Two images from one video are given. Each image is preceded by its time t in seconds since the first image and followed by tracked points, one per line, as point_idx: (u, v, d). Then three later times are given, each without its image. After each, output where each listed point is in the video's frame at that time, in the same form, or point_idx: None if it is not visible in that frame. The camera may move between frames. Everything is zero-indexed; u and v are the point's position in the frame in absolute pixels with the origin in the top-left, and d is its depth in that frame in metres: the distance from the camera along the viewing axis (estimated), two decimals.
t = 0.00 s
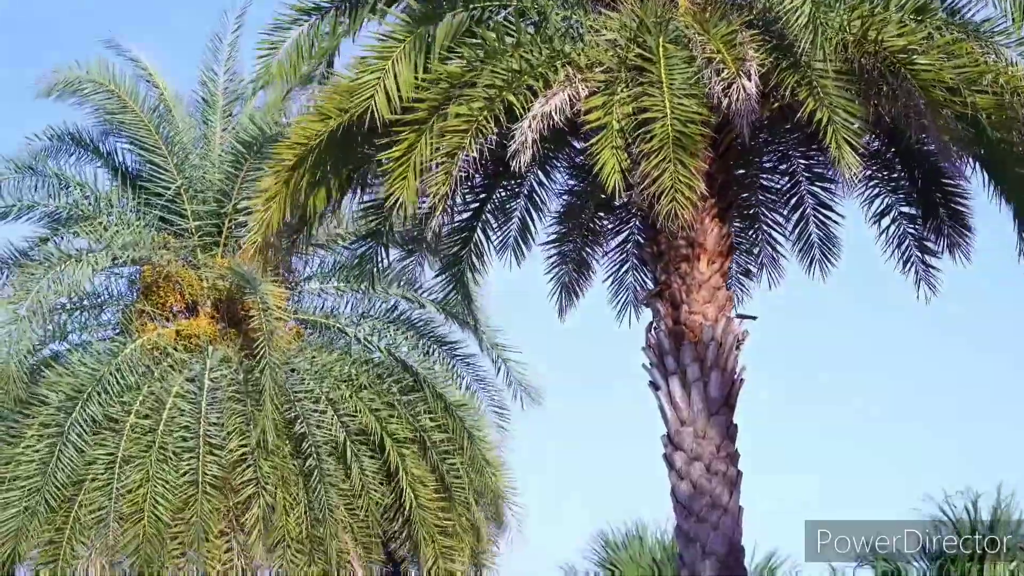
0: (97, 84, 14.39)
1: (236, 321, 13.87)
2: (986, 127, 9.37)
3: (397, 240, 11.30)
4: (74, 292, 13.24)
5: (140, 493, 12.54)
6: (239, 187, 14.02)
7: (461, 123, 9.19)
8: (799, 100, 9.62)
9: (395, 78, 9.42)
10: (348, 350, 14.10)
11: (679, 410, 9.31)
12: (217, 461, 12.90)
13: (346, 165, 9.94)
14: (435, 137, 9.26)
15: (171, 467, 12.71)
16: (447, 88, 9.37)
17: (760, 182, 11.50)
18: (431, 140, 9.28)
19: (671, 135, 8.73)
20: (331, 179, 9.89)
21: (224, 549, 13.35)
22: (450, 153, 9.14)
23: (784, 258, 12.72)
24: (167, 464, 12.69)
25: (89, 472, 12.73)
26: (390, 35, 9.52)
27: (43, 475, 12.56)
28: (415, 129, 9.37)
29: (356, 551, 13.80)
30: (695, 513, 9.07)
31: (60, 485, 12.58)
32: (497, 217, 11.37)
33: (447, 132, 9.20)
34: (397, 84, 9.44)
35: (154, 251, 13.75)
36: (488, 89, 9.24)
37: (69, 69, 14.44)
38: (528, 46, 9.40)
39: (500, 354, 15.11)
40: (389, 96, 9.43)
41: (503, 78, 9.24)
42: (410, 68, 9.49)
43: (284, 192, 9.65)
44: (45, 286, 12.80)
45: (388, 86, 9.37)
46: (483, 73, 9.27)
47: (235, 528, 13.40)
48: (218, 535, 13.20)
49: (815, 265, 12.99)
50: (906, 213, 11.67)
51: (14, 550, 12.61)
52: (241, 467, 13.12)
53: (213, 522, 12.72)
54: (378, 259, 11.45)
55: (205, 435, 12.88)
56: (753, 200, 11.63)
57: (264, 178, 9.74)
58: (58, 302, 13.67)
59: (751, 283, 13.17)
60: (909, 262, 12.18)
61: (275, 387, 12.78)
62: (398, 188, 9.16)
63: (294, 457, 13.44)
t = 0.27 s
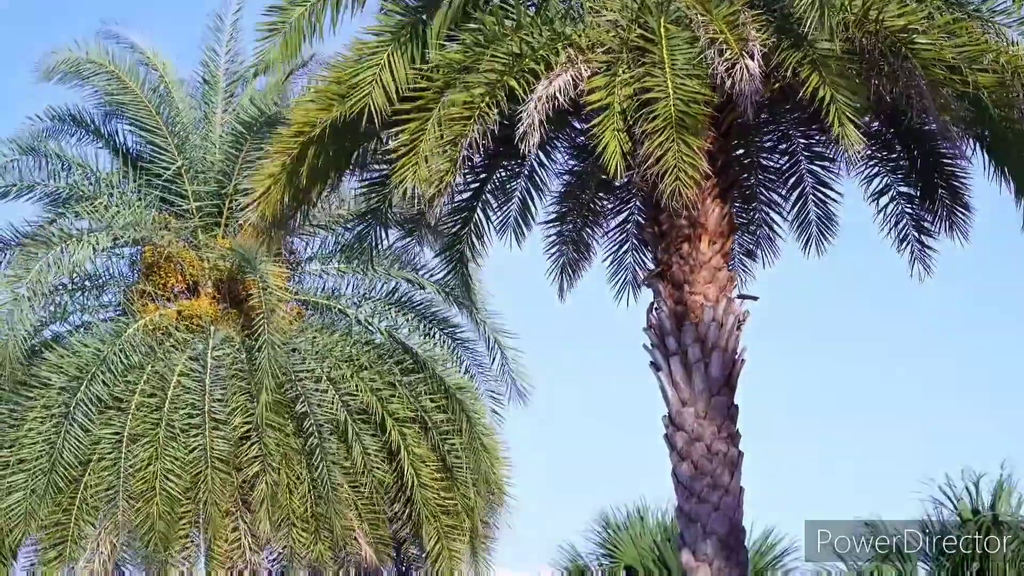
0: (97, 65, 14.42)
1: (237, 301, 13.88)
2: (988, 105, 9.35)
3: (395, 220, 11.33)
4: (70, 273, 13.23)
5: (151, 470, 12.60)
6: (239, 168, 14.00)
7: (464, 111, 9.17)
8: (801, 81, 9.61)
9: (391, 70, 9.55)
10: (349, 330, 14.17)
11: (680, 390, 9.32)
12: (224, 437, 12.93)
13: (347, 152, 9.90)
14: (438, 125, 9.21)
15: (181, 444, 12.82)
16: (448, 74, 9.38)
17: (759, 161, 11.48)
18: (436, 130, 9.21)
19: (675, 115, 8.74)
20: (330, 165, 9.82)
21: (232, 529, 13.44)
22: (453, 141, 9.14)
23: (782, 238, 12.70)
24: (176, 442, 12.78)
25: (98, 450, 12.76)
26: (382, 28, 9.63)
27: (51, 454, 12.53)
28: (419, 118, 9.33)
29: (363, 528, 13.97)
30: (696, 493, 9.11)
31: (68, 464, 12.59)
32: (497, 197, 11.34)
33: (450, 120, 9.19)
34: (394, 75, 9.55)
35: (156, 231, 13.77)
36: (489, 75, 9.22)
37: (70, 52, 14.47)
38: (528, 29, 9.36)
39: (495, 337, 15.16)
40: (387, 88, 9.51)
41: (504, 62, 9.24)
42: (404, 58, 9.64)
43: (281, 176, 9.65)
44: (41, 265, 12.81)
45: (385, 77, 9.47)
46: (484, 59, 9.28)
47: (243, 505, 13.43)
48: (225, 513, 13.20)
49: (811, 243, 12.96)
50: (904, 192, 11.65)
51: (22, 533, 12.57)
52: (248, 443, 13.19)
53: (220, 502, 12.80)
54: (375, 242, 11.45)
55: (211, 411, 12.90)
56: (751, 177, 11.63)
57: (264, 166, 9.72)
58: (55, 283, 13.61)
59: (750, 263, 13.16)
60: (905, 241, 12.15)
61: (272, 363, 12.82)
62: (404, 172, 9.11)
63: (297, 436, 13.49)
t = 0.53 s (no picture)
0: (99, 51, 14.44)
1: (238, 285, 13.81)
2: (991, 92, 9.30)
3: (393, 204, 11.38)
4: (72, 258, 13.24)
5: (152, 453, 12.64)
6: (239, 154, 13.98)
7: (460, 108, 9.15)
8: (804, 67, 9.59)
9: (390, 63, 9.59)
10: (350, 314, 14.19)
11: (682, 377, 9.32)
12: (223, 418, 12.91)
13: (351, 141, 9.83)
14: (435, 123, 9.20)
15: (183, 424, 12.83)
16: (448, 67, 9.38)
17: (761, 149, 11.45)
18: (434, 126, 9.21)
19: (679, 103, 8.72)
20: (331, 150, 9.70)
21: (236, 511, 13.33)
22: (450, 141, 9.12)
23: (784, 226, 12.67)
24: (178, 423, 12.82)
25: (100, 435, 12.83)
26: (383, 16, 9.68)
27: (54, 438, 12.66)
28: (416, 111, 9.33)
29: (365, 514, 13.96)
30: (698, 480, 9.11)
31: (69, 448, 12.67)
32: (499, 182, 11.35)
33: (446, 120, 9.16)
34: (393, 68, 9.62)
35: (160, 216, 13.78)
36: (486, 70, 9.19)
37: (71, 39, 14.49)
38: (527, 18, 9.31)
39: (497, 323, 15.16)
40: (386, 81, 9.58)
41: (500, 57, 9.21)
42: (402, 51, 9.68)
43: (303, 183, 9.60)
44: (40, 251, 12.82)
45: (385, 71, 9.52)
46: (482, 52, 9.25)
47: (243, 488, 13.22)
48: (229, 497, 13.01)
49: (812, 233, 12.89)
50: (904, 180, 11.63)
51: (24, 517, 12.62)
52: (246, 425, 13.13)
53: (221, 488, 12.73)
54: (375, 229, 11.63)
55: (211, 393, 12.92)
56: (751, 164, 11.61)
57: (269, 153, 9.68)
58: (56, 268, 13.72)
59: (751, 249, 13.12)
60: (903, 229, 12.12)
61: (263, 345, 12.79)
62: (399, 164, 9.17)
63: (297, 421, 13.57)
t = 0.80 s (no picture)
0: (102, 39, 14.45)
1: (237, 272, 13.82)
2: (991, 79, 9.31)
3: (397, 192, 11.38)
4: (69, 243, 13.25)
5: (149, 437, 12.70)
6: (240, 141, 13.98)
7: (458, 99, 9.15)
8: (807, 54, 9.59)
9: (391, 50, 9.56)
10: (352, 301, 14.24)
11: (683, 363, 9.33)
12: (219, 405, 12.97)
13: (351, 128, 9.88)
14: (434, 111, 9.23)
15: (177, 412, 12.85)
16: (446, 59, 9.31)
17: (762, 136, 11.47)
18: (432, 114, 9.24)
19: (686, 96, 8.72)
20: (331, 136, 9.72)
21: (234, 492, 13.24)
22: (449, 132, 9.15)
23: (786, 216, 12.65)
24: (174, 409, 12.84)
25: (100, 418, 12.86)
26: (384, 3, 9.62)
27: (53, 421, 12.67)
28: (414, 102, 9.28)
29: (362, 501, 14.03)
30: (699, 466, 9.11)
31: (69, 432, 12.71)
32: (500, 168, 11.31)
33: (445, 110, 9.21)
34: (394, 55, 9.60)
35: (162, 203, 13.79)
36: (485, 59, 9.20)
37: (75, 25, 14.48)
38: (528, 6, 9.31)
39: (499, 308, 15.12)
40: (387, 69, 9.57)
41: (502, 44, 9.23)
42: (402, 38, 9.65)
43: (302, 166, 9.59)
44: (42, 236, 12.83)
45: (386, 57, 9.51)
46: (483, 40, 9.23)
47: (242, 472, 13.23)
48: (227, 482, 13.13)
49: (813, 222, 12.85)
50: (907, 169, 11.61)
51: (24, 500, 12.69)
52: (241, 412, 13.18)
53: (219, 471, 12.96)
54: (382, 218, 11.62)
55: (208, 379, 12.92)
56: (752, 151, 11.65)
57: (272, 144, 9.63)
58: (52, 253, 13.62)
59: (752, 238, 13.11)
60: (905, 219, 12.09)
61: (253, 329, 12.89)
62: (399, 154, 9.18)
63: (297, 407, 13.59)
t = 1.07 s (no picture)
0: (105, 17, 14.37)
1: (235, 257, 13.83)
2: (990, 62, 9.30)
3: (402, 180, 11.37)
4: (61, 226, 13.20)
5: (139, 423, 12.64)
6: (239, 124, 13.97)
7: (459, 80, 9.11)
8: (806, 38, 9.56)
9: (395, 37, 9.39)
10: (351, 285, 14.25)
11: (682, 347, 9.33)
12: (213, 391, 12.86)
13: (352, 113, 9.86)
14: (434, 91, 9.24)
15: (170, 398, 12.82)
16: (445, 42, 9.42)
17: (761, 120, 11.45)
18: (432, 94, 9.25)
19: (693, 78, 8.69)
20: (330, 119, 9.68)
21: (228, 482, 13.19)
22: (450, 113, 9.10)
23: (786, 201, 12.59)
24: (166, 395, 12.82)
25: (91, 402, 12.89)
26: None
27: (43, 402, 12.63)
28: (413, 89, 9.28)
29: (358, 485, 14.02)
30: (698, 450, 9.10)
31: (59, 415, 12.65)
32: (501, 153, 11.30)
33: (445, 91, 9.19)
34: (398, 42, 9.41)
35: (161, 186, 13.80)
36: (487, 41, 9.18)
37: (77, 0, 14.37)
38: None
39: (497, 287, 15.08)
40: (390, 55, 9.38)
41: (503, 25, 9.24)
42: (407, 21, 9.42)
43: (293, 152, 9.63)
44: (38, 218, 12.86)
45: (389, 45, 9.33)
46: (482, 24, 9.28)
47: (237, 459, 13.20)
48: (220, 466, 13.08)
49: (813, 205, 12.80)
50: (909, 152, 11.57)
51: (14, 480, 12.62)
52: (238, 398, 13.12)
53: (212, 457, 12.94)
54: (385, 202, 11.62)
55: (202, 365, 12.85)
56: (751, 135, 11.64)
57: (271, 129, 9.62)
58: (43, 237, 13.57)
59: (751, 223, 13.07)
60: (912, 202, 12.01)
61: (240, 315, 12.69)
62: (401, 132, 9.17)
63: (294, 390, 13.57)
